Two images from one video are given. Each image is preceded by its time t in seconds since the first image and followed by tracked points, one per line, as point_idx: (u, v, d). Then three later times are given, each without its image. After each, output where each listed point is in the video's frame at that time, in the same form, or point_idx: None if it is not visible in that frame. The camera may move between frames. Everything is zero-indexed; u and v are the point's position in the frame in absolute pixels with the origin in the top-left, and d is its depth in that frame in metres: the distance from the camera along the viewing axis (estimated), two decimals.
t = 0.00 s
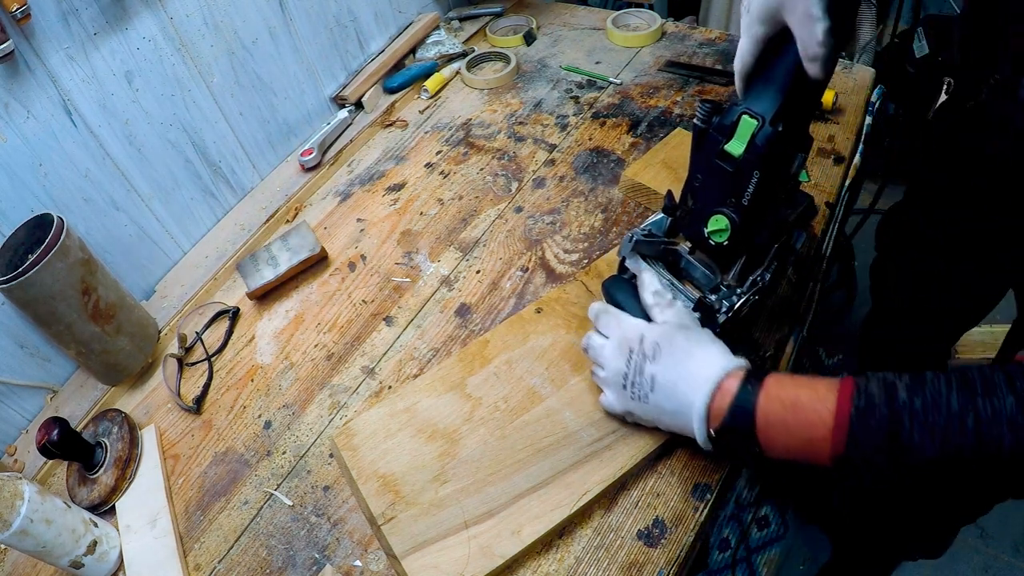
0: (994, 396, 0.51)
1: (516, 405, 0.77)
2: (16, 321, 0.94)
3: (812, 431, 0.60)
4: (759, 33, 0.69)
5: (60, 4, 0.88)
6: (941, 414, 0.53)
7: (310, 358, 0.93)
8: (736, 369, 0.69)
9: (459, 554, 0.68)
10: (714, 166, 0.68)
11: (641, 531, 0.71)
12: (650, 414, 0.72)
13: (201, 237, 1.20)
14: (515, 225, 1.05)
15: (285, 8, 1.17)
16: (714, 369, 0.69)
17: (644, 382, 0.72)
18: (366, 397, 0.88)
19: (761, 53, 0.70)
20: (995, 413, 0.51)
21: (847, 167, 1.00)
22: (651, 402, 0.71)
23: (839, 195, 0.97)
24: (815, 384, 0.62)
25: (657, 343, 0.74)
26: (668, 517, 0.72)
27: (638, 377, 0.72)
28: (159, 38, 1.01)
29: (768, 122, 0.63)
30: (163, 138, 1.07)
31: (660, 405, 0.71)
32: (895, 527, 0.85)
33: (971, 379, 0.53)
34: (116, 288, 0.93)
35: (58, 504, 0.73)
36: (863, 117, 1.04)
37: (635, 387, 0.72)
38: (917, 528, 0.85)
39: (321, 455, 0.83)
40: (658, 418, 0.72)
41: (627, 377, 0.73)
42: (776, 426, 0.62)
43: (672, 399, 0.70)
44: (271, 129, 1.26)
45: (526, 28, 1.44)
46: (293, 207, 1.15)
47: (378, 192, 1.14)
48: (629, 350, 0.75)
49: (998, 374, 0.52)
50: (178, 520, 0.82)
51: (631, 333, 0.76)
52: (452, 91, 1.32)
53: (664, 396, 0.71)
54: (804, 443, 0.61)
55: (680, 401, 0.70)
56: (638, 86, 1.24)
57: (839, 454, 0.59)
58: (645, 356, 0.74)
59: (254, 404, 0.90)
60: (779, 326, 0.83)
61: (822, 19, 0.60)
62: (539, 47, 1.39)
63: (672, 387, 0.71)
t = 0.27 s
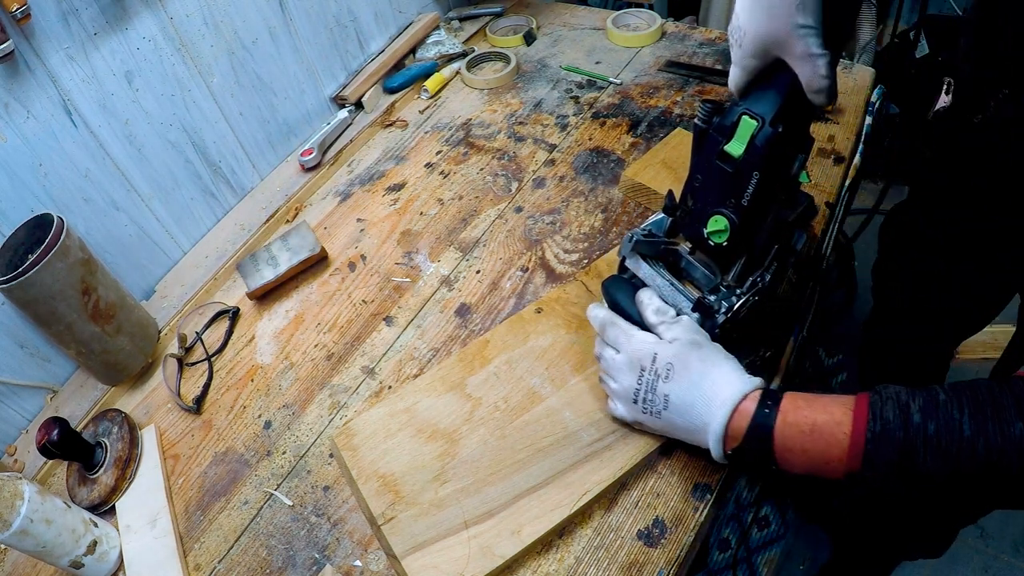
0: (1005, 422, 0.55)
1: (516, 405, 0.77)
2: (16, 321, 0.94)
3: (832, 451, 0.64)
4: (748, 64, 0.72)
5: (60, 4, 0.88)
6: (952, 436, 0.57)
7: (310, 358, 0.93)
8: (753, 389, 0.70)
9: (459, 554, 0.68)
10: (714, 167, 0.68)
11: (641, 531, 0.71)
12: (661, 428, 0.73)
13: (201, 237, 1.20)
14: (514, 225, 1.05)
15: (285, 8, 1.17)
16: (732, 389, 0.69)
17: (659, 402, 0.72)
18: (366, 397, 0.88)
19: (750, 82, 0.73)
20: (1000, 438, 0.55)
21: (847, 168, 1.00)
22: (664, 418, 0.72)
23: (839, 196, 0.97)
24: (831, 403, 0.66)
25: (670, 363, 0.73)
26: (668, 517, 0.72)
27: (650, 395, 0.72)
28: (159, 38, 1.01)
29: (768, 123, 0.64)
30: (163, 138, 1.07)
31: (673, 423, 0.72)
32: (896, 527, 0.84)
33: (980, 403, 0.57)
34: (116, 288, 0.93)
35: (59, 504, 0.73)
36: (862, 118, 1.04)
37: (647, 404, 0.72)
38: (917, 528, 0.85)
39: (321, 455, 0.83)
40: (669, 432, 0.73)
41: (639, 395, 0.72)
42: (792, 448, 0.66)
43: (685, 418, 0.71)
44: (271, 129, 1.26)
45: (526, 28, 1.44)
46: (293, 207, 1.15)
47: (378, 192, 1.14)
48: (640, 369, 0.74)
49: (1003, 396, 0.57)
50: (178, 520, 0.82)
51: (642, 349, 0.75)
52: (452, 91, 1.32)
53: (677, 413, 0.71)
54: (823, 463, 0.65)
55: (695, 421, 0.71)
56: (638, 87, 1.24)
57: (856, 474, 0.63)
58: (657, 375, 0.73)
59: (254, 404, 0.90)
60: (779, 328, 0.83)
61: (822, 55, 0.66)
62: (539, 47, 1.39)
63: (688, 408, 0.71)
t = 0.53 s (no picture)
0: None
1: (516, 405, 0.77)
2: (16, 321, 0.94)
3: (959, 430, 0.57)
4: (752, 66, 0.74)
5: (60, 4, 0.88)
6: None
7: (310, 358, 0.93)
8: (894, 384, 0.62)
9: (459, 554, 0.68)
10: (717, 165, 0.67)
11: (642, 531, 0.71)
12: (804, 438, 0.69)
13: (201, 237, 1.20)
14: (514, 225, 1.05)
15: (285, 8, 1.17)
16: (876, 388, 0.63)
17: (796, 412, 0.67)
18: (366, 397, 0.88)
19: (754, 83, 0.75)
20: None
21: (847, 168, 1.00)
22: (806, 428, 0.67)
23: (839, 196, 0.97)
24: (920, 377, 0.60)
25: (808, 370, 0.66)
26: (668, 517, 0.72)
27: (790, 408, 0.67)
28: (159, 38, 1.01)
29: (771, 122, 0.64)
30: (163, 138, 1.07)
31: (813, 432, 0.67)
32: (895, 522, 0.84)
33: None
34: (116, 288, 0.93)
35: (58, 504, 0.73)
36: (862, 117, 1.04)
37: (788, 417, 0.68)
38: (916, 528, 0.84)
39: (321, 455, 0.83)
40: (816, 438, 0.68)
41: (778, 410, 0.68)
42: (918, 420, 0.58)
43: (829, 426, 0.66)
44: (271, 129, 1.26)
45: (526, 28, 1.44)
46: (293, 207, 1.15)
47: (378, 192, 1.14)
48: (771, 385, 0.67)
49: None
50: (178, 520, 0.82)
51: (771, 364, 0.67)
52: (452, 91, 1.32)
53: (823, 421, 0.66)
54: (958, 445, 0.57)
55: (840, 428, 0.65)
56: (638, 87, 1.24)
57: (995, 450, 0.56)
58: (792, 389, 0.66)
59: (254, 404, 0.90)
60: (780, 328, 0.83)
61: (823, 55, 0.66)
62: (539, 47, 1.39)
63: (835, 417, 0.65)
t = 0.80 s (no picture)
0: None
1: (515, 405, 0.77)
2: (16, 321, 0.94)
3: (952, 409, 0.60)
4: (751, 62, 0.76)
5: (60, 4, 0.88)
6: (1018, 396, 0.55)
7: (310, 358, 0.93)
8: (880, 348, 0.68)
9: (459, 554, 0.68)
10: (716, 163, 0.68)
11: (642, 531, 0.71)
12: (801, 417, 0.71)
13: (201, 237, 1.20)
14: (515, 225, 1.05)
15: (285, 8, 1.17)
16: (863, 353, 0.68)
17: (790, 385, 0.71)
18: (366, 397, 0.88)
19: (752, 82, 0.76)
20: None
21: (847, 168, 1.00)
22: (799, 406, 0.71)
23: (839, 197, 0.97)
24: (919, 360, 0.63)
25: (795, 345, 0.71)
26: (668, 517, 0.72)
27: (783, 384, 0.71)
28: (159, 38, 1.01)
29: (770, 120, 0.63)
30: (163, 138, 1.07)
31: (809, 405, 0.70)
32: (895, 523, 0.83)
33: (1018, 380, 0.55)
34: (116, 288, 0.93)
35: (58, 504, 0.73)
36: (862, 118, 1.04)
37: (781, 396, 0.71)
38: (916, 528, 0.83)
39: (321, 455, 0.83)
40: (811, 418, 0.71)
41: (772, 387, 0.71)
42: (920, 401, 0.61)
43: (824, 398, 0.70)
44: (271, 129, 1.26)
45: (526, 28, 1.44)
46: (293, 207, 1.15)
47: (378, 191, 1.14)
48: (768, 360, 0.71)
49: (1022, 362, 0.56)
50: (178, 521, 0.82)
51: (764, 339, 0.72)
52: (452, 91, 1.32)
53: (815, 396, 0.70)
54: (944, 421, 0.60)
55: (831, 396, 0.69)
56: (638, 87, 1.24)
57: (984, 432, 0.59)
58: (786, 361, 0.71)
59: (254, 404, 0.90)
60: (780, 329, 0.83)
61: (819, 46, 0.67)
62: (539, 47, 1.39)
63: (825, 387, 0.69)
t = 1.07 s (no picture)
0: None
1: (515, 405, 0.77)
2: (16, 322, 0.95)
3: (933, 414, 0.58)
4: (726, 46, 0.76)
5: (60, 4, 0.88)
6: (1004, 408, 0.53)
7: (310, 358, 0.93)
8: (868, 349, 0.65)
9: (459, 554, 0.68)
10: (696, 144, 0.69)
11: (641, 531, 0.71)
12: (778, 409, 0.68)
13: (201, 237, 1.20)
14: (514, 225, 1.05)
15: (285, 8, 1.18)
16: (851, 351, 0.65)
17: (770, 373, 0.68)
18: (366, 397, 0.88)
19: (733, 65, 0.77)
20: None
21: (847, 169, 1.00)
22: (779, 395, 0.68)
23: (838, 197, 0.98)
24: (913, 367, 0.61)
25: (783, 331, 0.69)
26: (668, 517, 0.72)
27: (765, 370, 0.68)
28: (159, 38, 1.01)
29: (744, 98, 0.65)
30: (163, 138, 1.07)
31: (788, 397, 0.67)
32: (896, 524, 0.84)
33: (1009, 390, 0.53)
34: (116, 288, 0.93)
35: (59, 504, 0.73)
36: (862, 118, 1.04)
37: (761, 381, 0.69)
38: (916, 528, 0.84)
39: (321, 455, 0.83)
40: (788, 412, 0.68)
41: (752, 371, 0.69)
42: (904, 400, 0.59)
43: (803, 391, 0.66)
44: (271, 129, 1.26)
45: (526, 28, 1.44)
46: (293, 207, 1.15)
47: (378, 191, 1.14)
48: (753, 343, 0.69)
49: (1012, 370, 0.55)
50: (178, 520, 0.82)
51: (752, 323, 0.70)
52: (452, 91, 1.32)
53: (795, 388, 0.67)
54: (930, 419, 0.58)
55: (814, 390, 0.66)
56: (638, 86, 1.24)
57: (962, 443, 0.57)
58: (771, 347, 0.68)
59: (254, 404, 0.90)
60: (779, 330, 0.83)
61: (783, 16, 0.65)
62: (539, 47, 1.39)
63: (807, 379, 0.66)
